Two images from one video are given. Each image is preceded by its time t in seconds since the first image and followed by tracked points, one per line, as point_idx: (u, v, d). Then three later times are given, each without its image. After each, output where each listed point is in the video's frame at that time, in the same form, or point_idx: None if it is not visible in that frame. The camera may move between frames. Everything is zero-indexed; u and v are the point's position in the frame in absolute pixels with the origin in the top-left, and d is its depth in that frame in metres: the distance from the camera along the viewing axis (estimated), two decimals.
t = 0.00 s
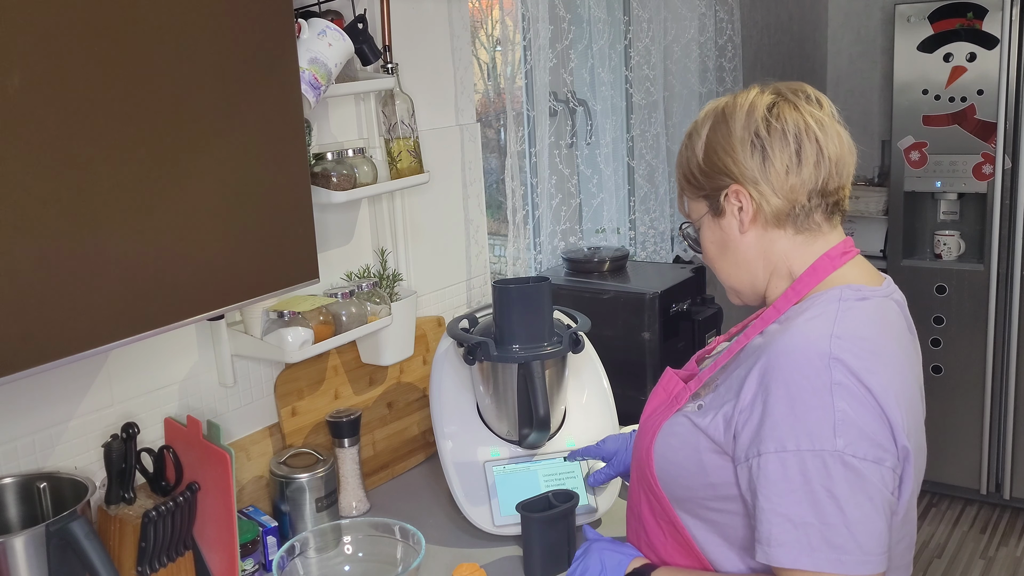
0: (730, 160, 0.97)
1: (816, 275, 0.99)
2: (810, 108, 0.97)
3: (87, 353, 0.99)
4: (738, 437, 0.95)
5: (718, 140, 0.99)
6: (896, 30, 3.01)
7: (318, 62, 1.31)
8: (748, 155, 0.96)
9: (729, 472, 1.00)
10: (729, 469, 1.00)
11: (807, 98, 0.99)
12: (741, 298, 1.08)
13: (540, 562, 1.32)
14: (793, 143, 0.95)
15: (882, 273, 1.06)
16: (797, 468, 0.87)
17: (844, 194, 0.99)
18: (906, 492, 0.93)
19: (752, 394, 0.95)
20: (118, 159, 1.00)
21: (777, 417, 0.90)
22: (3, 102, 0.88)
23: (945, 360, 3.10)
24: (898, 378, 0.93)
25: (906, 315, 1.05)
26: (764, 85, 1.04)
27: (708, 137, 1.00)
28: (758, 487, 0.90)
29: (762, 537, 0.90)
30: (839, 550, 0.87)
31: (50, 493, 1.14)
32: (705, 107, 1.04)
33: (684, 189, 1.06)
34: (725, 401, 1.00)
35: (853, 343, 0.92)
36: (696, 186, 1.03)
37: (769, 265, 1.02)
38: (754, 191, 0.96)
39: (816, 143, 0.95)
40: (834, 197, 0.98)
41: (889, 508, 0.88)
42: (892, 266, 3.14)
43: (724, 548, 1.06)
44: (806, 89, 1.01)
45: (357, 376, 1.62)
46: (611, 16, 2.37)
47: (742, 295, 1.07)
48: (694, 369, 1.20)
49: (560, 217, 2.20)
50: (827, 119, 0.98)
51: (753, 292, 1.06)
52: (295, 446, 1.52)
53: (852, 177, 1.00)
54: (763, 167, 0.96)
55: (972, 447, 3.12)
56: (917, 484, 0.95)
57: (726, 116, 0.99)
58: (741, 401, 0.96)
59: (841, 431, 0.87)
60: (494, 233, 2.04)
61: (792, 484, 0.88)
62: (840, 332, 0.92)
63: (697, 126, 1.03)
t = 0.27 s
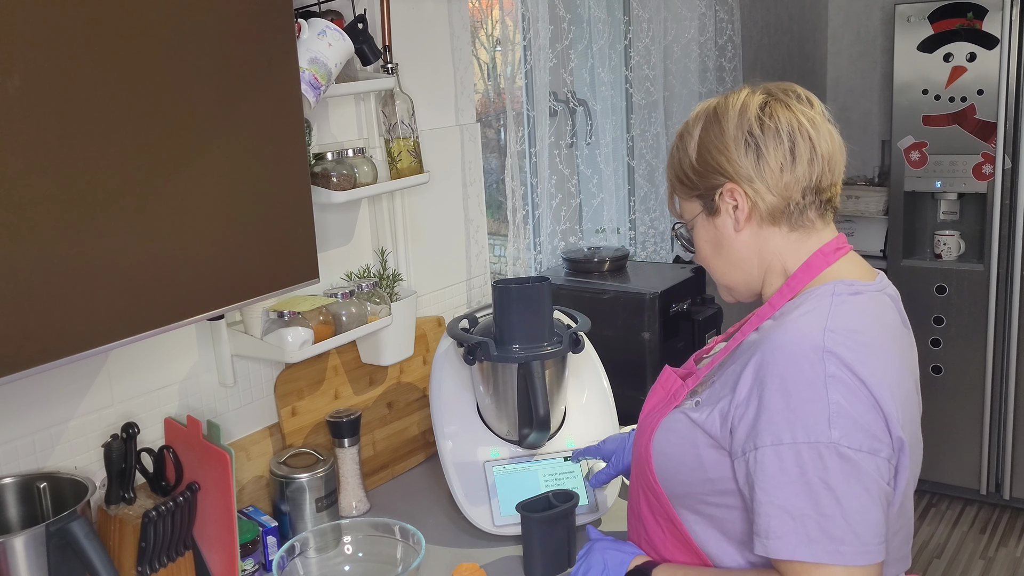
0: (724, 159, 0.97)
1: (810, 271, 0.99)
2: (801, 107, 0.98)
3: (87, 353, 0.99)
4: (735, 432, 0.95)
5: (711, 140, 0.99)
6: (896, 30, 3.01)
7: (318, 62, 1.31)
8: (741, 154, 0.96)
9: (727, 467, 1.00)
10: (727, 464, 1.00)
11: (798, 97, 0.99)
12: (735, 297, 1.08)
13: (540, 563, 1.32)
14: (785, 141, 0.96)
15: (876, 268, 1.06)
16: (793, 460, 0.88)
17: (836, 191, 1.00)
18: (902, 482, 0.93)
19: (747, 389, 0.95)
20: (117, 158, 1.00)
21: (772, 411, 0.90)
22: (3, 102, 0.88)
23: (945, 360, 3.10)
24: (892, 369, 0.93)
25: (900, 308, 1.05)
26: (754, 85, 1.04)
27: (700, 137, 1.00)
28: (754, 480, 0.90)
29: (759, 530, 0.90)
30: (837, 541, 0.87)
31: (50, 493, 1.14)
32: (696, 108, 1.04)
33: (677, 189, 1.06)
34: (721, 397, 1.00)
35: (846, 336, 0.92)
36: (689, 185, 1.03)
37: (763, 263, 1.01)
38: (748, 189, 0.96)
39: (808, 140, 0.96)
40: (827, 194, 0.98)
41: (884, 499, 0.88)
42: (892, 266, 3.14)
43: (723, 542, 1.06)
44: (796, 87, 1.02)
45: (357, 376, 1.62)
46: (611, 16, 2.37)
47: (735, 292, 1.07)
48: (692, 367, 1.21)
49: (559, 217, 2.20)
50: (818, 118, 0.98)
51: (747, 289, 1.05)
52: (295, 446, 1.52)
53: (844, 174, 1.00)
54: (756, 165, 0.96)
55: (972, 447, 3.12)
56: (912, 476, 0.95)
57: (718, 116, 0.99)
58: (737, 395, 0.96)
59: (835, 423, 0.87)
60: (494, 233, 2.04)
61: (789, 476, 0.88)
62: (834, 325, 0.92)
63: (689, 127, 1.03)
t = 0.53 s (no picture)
0: (724, 156, 0.97)
1: (808, 269, 0.99)
2: (801, 106, 0.98)
3: (87, 353, 0.99)
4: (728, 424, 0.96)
5: (711, 139, 0.99)
6: (896, 30, 3.01)
7: (318, 62, 1.31)
8: (741, 152, 0.96)
9: (720, 461, 1.00)
10: (722, 459, 1.00)
11: (797, 97, 1.00)
12: (734, 295, 1.08)
13: (540, 563, 1.32)
14: (785, 139, 0.96)
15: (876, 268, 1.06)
16: (777, 453, 0.88)
17: (835, 190, 1.00)
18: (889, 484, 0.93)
19: (741, 381, 0.96)
20: (117, 158, 1.00)
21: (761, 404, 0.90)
22: (3, 102, 0.88)
23: (945, 360, 3.10)
24: (885, 369, 0.93)
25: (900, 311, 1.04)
26: (753, 85, 1.04)
27: (700, 137, 1.00)
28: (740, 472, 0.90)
29: (742, 520, 0.90)
30: (815, 536, 0.87)
31: (50, 493, 1.14)
32: (696, 108, 1.04)
33: (678, 188, 1.06)
34: (717, 390, 1.00)
35: (840, 334, 0.92)
36: (689, 184, 1.03)
37: (763, 260, 1.01)
38: (749, 187, 0.96)
39: (808, 139, 0.96)
40: (826, 193, 0.98)
41: (866, 498, 0.88)
42: (892, 266, 3.14)
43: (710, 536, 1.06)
44: (795, 88, 1.02)
45: (357, 376, 1.62)
46: (611, 16, 2.37)
47: (735, 292, 1.07)
48: (691, 364, 1.20)
49: (560, 217, 2.20)
50: (817, 117, 0.98)
51: (745, 287, 1.05)
52: (296, 446, 1.52)
53: (844, 173, 1.00)
54: (756, 163, 0.96)
55: (972, 447, 3.12)
56: (900, 477, 0.95)
57: (718, 115, 0.99)
58: (732, 387, 0.96)
59: (823, 420, 0.87)
60: (494, 233, 2.04)
61: (772, 468, 0.88)
62: (829, 323, 0.92)
63: (689, 127, 1.03)
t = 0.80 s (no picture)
0: (727, 156, 0.97)
1: (808, 269, 0.99)
2: (805, 108, 0.98)
3: (87, 353, 0.99)
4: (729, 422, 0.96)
5: (714, 138, 0.99)
6: (896, 30, 3.01)
7: (318, 62, 1.31)
8: (744, 151, 0.96)
9: (720, 460, 1.00)
10: (721, 458, 1.00)
11: (802, 98, 1.00)
12: (733, 294, 1.08)
13: (540, 563, 1.32)
14: (788, 140, 0.96)
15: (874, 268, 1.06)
16: (781, 450, 0.87)
17: (836, 191, 1.00)
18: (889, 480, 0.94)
19: (741, 379, 0.96)
20: (117, 159, 1.00)
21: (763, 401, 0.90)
22: (2, 102, 0.88)
23: (945, 360, 3.10)
24: (885, 367, 0.93)
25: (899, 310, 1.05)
26: (759, 85, 1.04)
27: (704, 135, 1.00)
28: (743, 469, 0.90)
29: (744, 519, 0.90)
30: (819, 532, 0.87)
31: (50, 493, 1.14)
32: (701, 106, 1.04)
33: (679, 186, 1.06)
34: (716, 388, 1.00)
35: (841, 331, 0.92)
36: (691, 182, 1.03)
37: (763, 260, 1.02)
38: (750, 187, 0.97)
39: (810, 140, 0.96)
40: (828, 194, 0.99)
41: (869, 493, 0.88)
42: (892, 266, 3.14)
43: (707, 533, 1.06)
44: (800, 89, 1.02)
45: (357, 376, 1.63)
46: (611, 16, 2.37)
47: (733, 290, 1.07)
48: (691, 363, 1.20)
49: (560, 217, 2.20)
50: (821, 120, 0.98)
51: (744, 286, 1.06)
52: (296, 446, 1.52)
53: (845, 175, 1.00)
54: (757, 163, 0.96)
55: (972, 447, 3.12)
56: (900, 475, 0.95)
57: (722, 114, 0.99)
58: (733, 384, 0.96)
59: (826, 417, 0.87)
60: (494, 233, 2.04)
61: (775, 465, 0.88)
62: (830, 320, 0.92)
63: (693, 125, 1.03)
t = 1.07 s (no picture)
0: (728, 156, 0.97)
1: (808, 271, 0.99)
2: (808, 109, 0.98)
3: (87, 353, 0.99)
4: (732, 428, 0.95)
5: (716, 138, 0.99)
6: (896, 30, 3.01)
7: (318, 62, 1.31)
8: (746, 152, 0.96)
9: (723, 465, 1.00)
10: (723, 462, 1.00)
11: (804, 99, 0.99)
12: (732, 294, 1.08)
13: (540, 563, 1.32)
14: (790, 141, 0.95)
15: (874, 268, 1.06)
16: (788, 457, 0.87)
17: (837, 193, 1.00)
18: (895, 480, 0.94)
19: (744, 384, 0.95)
20: (118, 159, 1.00)
21: (767, 408, 0.90)
22: (2, 102, 0.88)
23: (945, 360, 3.10)
24: (887, 369, 0.93)
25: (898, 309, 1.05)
26: (762, 85, 1.03)
27: (706, 135, 1.00)
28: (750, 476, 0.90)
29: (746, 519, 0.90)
30: (830, 538, 0.87)
31: (50, 493, 1.14)
32: (703, 105, 1.04)
33: (679, 185, 1.06)
34: (718, 393, 1.00)
35: (843, 334, 0.92)
36: (692, 182, 1.03)
37: (763, 262, 1.02)
38: (751, 188, 0.96)
39: (813, 142, 0.96)
40: (828, 196, 0.99)
41: (877, 496, 0.88)
42: (892, 266, 3.14)
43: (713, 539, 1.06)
44: (803, 89, 1.02)
45: (357, 376, 1.62)
46: (611, 16, 2.37)
47: (733, 291, 1.07)
48: (690, 365, 1.20)
49: (560, 217, 2.20)
50: (823, 121, 0.98)
51: (744, 288, 1.05)
52: (295, 446, 1.52)
53: (846, 177, 1.00)
54: (759, 164, 0.96)
55: (972, 447, 3.12)
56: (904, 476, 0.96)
57: (725, 115, 0.99)
58: (735, 390, 0.96)
59: (831, 421, 0.87)
60: (494, 232, 2.04)
61: (782, 472, 0.88)
62: (831, 324, 0.92)
63: (695, 124, 1.02)
